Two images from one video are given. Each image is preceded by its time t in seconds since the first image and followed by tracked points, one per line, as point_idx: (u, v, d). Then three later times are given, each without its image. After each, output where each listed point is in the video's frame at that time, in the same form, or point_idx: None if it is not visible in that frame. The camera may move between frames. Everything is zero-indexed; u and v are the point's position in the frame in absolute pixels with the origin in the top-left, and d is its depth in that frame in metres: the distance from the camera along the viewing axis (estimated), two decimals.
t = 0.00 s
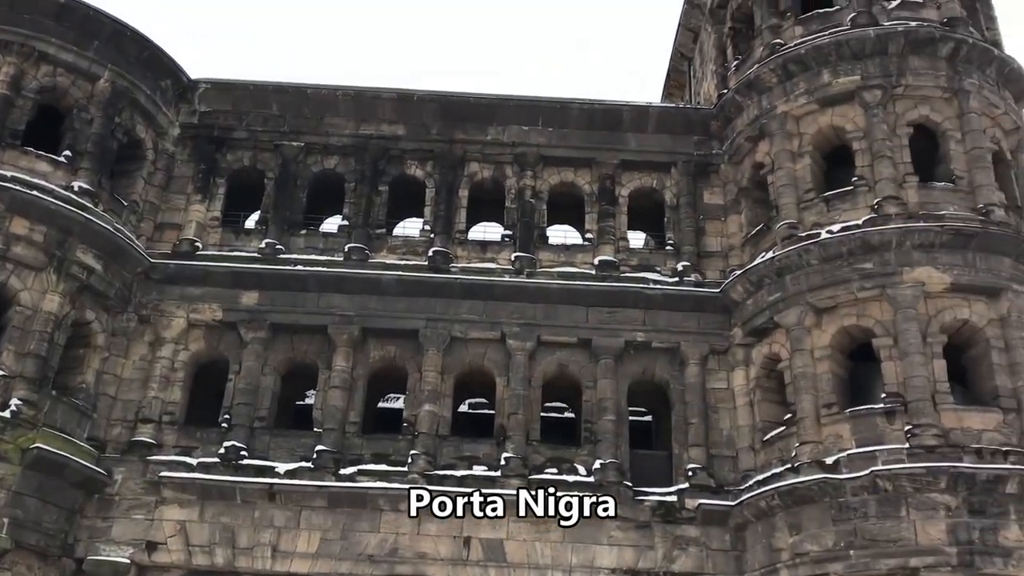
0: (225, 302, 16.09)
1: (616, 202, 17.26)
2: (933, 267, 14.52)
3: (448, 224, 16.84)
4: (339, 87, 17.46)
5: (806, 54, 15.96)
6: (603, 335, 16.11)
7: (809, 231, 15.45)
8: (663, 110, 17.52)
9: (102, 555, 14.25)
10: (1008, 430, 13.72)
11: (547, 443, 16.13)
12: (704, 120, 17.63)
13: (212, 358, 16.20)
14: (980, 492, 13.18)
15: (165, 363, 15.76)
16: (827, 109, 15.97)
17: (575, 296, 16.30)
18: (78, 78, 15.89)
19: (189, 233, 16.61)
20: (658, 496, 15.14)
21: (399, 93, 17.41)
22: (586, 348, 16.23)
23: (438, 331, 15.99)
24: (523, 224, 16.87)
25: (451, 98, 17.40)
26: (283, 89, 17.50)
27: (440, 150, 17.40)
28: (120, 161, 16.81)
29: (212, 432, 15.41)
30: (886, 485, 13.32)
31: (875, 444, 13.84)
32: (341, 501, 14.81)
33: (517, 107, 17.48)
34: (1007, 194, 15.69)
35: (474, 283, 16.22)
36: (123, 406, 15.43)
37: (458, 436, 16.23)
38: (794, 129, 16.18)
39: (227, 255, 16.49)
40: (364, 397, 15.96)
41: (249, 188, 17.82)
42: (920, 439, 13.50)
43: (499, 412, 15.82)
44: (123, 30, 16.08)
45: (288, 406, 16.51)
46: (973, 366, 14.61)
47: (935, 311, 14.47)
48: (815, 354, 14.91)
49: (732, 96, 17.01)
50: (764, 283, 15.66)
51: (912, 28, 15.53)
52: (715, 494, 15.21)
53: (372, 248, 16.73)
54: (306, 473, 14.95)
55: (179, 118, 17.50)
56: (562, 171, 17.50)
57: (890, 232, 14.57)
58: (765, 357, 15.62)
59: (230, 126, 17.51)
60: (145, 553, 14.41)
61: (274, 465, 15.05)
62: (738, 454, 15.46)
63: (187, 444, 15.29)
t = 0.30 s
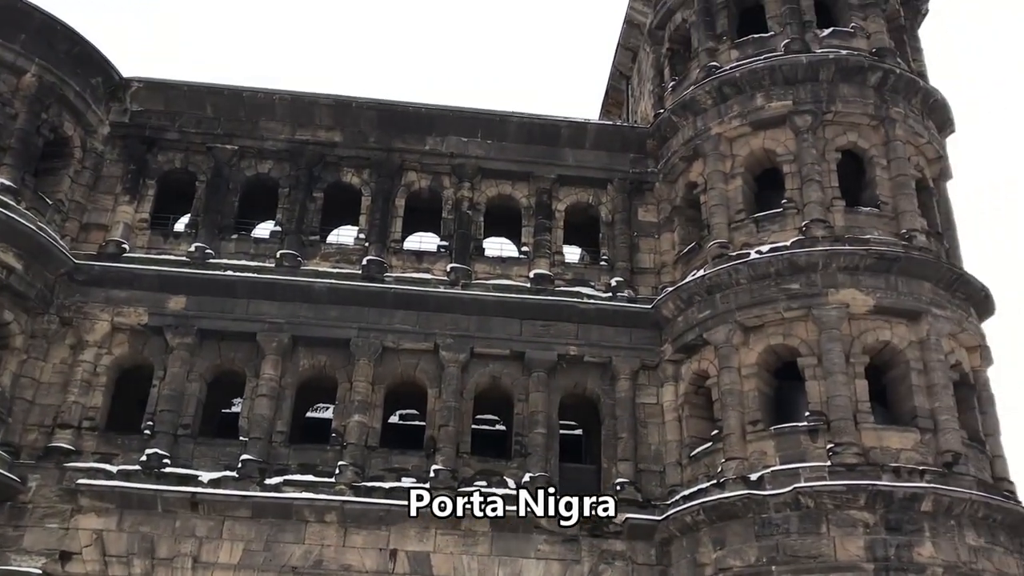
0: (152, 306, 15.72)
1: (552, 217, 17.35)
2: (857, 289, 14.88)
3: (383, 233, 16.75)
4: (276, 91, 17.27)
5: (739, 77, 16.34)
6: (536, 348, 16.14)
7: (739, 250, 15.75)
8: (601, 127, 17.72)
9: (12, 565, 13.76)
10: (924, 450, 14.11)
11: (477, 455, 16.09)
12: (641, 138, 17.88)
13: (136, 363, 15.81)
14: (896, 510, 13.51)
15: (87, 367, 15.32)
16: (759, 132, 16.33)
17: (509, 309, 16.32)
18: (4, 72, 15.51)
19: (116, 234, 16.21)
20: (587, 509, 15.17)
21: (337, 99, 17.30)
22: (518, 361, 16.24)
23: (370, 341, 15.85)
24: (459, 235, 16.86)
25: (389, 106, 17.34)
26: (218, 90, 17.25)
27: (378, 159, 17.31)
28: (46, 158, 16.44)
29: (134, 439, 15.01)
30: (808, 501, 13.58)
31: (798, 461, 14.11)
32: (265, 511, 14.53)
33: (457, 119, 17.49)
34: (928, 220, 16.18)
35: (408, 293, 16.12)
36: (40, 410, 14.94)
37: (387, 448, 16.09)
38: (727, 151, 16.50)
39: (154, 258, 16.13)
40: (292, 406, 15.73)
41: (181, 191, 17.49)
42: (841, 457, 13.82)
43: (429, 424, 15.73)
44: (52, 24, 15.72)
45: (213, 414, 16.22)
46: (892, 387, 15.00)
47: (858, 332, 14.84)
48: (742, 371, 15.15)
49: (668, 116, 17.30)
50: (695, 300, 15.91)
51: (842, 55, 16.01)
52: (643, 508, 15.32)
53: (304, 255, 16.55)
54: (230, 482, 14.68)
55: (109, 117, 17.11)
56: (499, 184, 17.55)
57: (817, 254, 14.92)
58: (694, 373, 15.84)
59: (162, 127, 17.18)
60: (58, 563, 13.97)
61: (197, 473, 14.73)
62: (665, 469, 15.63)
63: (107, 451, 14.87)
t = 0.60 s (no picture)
0: (88, 313, 15.36)
1: (500, 232, 17.39)
2: (796, 311, 15.13)
3: (328, 245, 16.63)
4: (222, 98, 17.10)
5: (686, 100, 16.62)
6: (480, 364, 16.12)
7: (682, 271, 15.95)
8: (550, 145, 17.84)
9: None
10: (859, 470, 14.37)
11: (418, 471, 16.00)
12: (589, 157, 18.05)
13: (70, 371, 15.44)
14: (831, 530, 13.68)
15: (18, 375, 14.91)
16: (704, 154, 16.60)
17: (454, 324, 16.28)
18: None
19: (53, 239, 15.84)
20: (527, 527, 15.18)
21: (285, 108, 17.18)
22: (462, 377, 16.20)
23: (312, 354, 15.69)
24: (406, 248, 16.80)
25: (338, 117, 17.27)
26: (163, 96, 17.02)
27: (325, 170, 17.22)
28: None
29: (65, 450, 14.63)
30: (745, 520, 13.71)
31: (736, 480, 14.26)
32: (200, 525, 14.23)
33: (406, 132, 17.48)
34: (866, 246, 16.55)
35: (352, 306, 16.00)
36: None
37: (327, 462, 15.91)
38: (673, 172, 16.74)
39: (92, 264, 15.79)
40: (231, 419, 15.49)
41: (122, 197, 17.18)
42: (778, 477, 13.99)
43: (371, 438, 15.61)
44: None
45: (149, 426, 15.95)
46: (829, 408, 15.27)
47: (796, 353, 15.03)
48: (684, 390, 15.29)
49: (616, 136, 17.51)
50: (639, 319, 16.05)
51: (786, 83, 16.37)
52: (583, 526, 15.34)
53: (247, 265, 16.36)
54: (164, 495, 14.38)
55: (49, 119, 16.78)
56: (447, 198, 17.55)
57: (758, 276, 15.16)
58: (636, 392, 15.95)
59: (104, 131, 16.88)
60: None
61: (131, 486, 14.42)
62: (606, 487, 15.68)
63: (35, 462, 14.48)
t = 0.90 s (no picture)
0: (22, 322, 14.94)
1: (448, 249, 17.35)
2: (740, 333, 15.29)
3: (273, 257, 16.44)
4: (168, 106, 16.87)
5: (635, 123, 16.81)
6: (425, 381, 16.01)
7: (629, 291, 16.05)
8: (500, 163, 17.88)
9: None
10: (798, 492, 14.52)
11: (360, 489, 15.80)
12: (539, 176, 18.12)
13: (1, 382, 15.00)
14: (770, 552, 13.77)
15: None
16: (653, 177, 16.77)
17: (399, 340, 16.16)
18: None
19: None
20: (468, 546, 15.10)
21: (232, 118, 17.00)
22: (406, 394, 16.07)
23: (254, 368, 15.46)
24: (352, 263, 16.67)
25: (287, 129, 17.13)
26: (106, 102, 16.72)
27: (272, 181, 17.05)
28: None
29: None
30: (686, 541, 13.74)
31: (678, 501, 14.32)
32: (133, 543, 13.84)
33: (356, 146, 17.39)
34: (809, 270, 16.84)
35: (295, 320, 15.81)
36: None
37: (267, 479, 15.65)
38: (621, 193, 16.88)
39: (27, 272, 15.38)
40: (169, 434, 15.16)
41: (62, 204, 16.80)
42: (719, 498, 14.06)
43: (312, 454, 15.39)
44: None
45: (83, 439, 15.57)
46: (770, 430, 15.43)
47: (739, 375, 15.16)
48: (628, 410, 15.33)
49: (566, 156, 17.63)
50: (585, 338, 16.09)
51: (734, 108, 16.64)
52: (526, 546, 15.27)
53: (189, 276, 16.08)
54: (96, 511, 14.00)
55: None
56: (396, 213, 17.47)
57: (703, 297, 15.31)
58: (581, 411, 15.97)
59: (45, 136, 16.52)
60: None
61: (61, 501, 14.02)
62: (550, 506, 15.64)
63: None
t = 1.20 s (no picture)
0: None
1: (398, 261, 17.33)
2: (686, 350, 15.45)
3: (219, 266, 16.27)
4: (115, 111, 16.67)
5: (587, 140, 16.98)
6: (372, 395, 15.91)
7: (578, 307, 16.15)
8: (452, 177, 17.93)
9: None
10: (741, 509, 14.68)
11: (304, 503, 15.61)
12: (491, 191, 18.19)
13: None
14: (713, 568, 13.85)
15: None
16: (603, 194, 16.94)
17: (347, 353, 16.05)
18: None
19: None
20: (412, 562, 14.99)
21: (181, 125, 16.85)
22: (353, 407, 15.95)
23: (197, 379, 15.22)
24: (300, 274, 16.55)
25: (237, 137, 17.00)
26: (51, 106, 16.46)
27: (220, 190, 16.89)
28: None
29: None
30: (630, 557, 13.78)
31: (623, 517, 14.38)
32: (67, 557, 13.51)
33: (307, 157, 17.32)
34: (754, 290, 17.11)
35: (241, 331, 15.62)
36: None
37: (208, 492, 15.39)
38: (573, 210, 17.01)
39: None
40: (107, 445, 14.86)
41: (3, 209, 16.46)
42: (664, 514, 14.15)
43: (255, 468, 15.18)
44: None
45: (18, 450, 15.17)
46: (715, 447, 15.59)
47: (685, 393, 15.31)
48: (576, 426, 15.38)
49: (518, 171, 17.73)
50: (534, 354, 16.14)
51: (684, 129, 16.90)
52: (471, 561, 15.20)
53: (133, 284, 15.82)
54: (30, 524, 13.64)
55: None
56: (346, 225, 17.40)
57: (651, 314, 15.45)
58: (529, 426, 15.98)
59: None
60: None
61: None
62: (495, 522, 15.61)
63: None
